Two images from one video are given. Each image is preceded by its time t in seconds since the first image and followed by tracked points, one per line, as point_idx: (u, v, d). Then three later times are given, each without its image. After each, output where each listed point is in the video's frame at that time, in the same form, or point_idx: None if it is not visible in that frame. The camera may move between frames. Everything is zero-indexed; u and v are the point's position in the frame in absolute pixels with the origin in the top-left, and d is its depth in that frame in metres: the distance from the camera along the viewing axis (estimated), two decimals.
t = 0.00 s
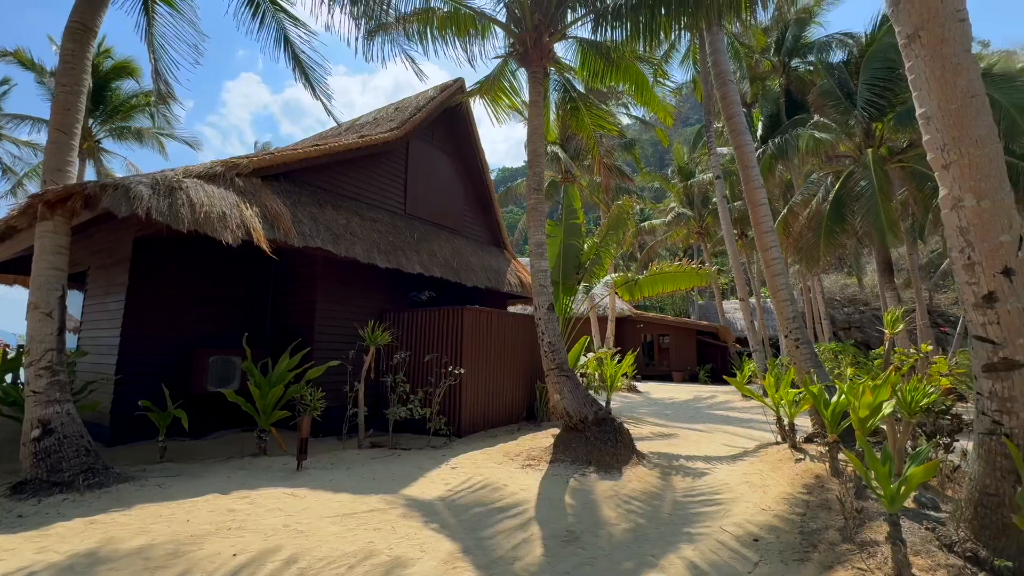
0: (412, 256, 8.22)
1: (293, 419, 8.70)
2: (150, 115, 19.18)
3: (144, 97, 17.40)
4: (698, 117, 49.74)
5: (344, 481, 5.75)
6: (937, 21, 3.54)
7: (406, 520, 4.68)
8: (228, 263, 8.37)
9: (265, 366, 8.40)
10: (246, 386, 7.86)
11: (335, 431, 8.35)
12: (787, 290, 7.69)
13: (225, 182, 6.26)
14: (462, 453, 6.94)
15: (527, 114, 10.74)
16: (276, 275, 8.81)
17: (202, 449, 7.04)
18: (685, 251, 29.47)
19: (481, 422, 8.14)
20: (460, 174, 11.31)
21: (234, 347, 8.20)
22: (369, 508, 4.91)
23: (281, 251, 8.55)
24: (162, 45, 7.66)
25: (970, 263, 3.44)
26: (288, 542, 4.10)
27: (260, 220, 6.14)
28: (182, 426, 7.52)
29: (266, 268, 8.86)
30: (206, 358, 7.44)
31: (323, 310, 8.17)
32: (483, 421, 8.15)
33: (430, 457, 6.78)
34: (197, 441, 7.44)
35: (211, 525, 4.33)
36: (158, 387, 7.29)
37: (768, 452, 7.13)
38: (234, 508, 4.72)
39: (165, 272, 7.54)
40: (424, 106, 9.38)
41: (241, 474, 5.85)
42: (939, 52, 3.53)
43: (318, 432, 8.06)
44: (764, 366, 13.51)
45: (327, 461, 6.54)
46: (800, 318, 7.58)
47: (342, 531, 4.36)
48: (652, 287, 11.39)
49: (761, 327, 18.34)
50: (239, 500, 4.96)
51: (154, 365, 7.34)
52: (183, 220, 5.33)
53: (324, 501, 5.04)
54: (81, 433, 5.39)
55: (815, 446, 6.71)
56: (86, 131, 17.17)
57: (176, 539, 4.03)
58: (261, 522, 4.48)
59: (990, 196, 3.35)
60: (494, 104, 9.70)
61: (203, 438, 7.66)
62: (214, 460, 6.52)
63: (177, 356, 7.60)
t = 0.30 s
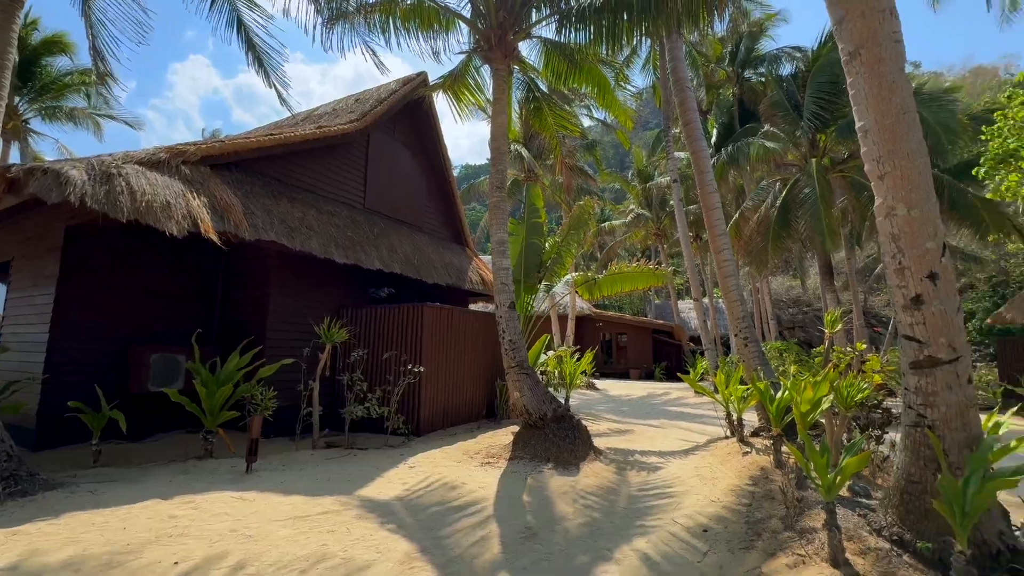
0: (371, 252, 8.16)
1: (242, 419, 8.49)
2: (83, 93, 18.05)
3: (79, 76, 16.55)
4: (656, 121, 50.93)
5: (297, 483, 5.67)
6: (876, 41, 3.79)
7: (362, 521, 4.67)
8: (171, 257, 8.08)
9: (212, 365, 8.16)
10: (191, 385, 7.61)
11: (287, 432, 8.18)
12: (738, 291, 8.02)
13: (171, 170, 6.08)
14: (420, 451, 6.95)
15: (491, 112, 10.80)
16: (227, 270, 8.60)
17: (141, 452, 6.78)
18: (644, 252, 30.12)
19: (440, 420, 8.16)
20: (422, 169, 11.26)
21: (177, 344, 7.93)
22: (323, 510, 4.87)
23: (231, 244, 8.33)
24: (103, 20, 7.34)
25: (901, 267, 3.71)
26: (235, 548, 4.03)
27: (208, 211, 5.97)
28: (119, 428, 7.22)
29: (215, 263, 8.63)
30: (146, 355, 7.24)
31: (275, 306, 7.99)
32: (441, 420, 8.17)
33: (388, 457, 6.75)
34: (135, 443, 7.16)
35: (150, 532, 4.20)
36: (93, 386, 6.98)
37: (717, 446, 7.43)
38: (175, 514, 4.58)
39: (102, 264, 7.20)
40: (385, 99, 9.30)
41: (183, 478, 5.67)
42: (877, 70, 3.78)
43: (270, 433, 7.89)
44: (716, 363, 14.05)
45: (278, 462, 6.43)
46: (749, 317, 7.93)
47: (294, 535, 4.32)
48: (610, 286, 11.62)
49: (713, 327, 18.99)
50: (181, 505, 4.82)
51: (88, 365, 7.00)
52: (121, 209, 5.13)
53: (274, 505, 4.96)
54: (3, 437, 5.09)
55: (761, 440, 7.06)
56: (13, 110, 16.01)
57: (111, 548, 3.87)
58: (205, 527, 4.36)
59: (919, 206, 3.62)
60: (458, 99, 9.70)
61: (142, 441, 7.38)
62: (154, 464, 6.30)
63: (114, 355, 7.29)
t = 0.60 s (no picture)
0: (327, 246, 8.01)
1: (185, 421, 8.20)
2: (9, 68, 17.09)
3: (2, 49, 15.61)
4: (616, 123, 51.90)
5: (245, 486, 5.53)
6: (821, 54, 4.00)
7: (315, 524, 4.63)
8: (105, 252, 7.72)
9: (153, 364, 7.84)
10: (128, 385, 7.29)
11: (234, 434, 7.94)
12: (691, 290, 8.31)
13: (108, 156, 5.83)
14: (377, 450, 6.90)
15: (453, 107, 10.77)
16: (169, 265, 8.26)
17: (72, 459, 6.46)
18: (603, 251, 30.61)
19: (398, 418, 8.12)
20: (382, 164, 11.13)
21: (112, 343, 7.58)
22: (273, 514, 4.79)
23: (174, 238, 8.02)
24: None
25: (839, 269, 3.93)
26: (176, 557, 3.91)
27: (150, 202, 5.71)
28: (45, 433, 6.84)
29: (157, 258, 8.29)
30: (78, 355, 6.92)
31: (222, 301, 7.75)
32: (398, 418, 8.12)
33: (343, 457, 6.67)
34: (65, 449, 6.81)
35: (81, 543, 4.01)
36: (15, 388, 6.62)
37: (671, 440, 7.68)
38: (109, 523, 4.40)
39: (26, 257, 6.82)
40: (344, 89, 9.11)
41: (118, 484, 5.44)
42: (821, 81, 3.99)
43: (216, 434, 7.64)
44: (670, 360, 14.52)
45: (225, 466, 6.24)
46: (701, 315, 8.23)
47: (241, 541, 4.23)
48: (570, 284, 11.79)
49: (668, 325, 19.55)
50: (116, 513, 4.63)
51: (10, 362, 6.65)
52: (49, 196, 4.88)
53: (221, 510, 4.84)
54: None
55: (711, 433, 7.36)
56: None
57: (39, 561, 3.69)
58: (144, 537, 4.21)
59: (857, 211, 3.85)
60: (419, 92, 9.63)
61: (71, 446, 7.03)
62: (85, 471, 6.01)
63: (40, 356, 6.93)
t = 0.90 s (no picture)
0: (284, 243, 7.80)
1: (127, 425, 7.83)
2: None
3: None
4: (580, 126, 52.71)
5: (193, 493, 5.31)
6: (775, 65, 4.18)
7: (268, 531, 4.51)
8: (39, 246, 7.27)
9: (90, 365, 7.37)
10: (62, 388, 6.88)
11: (182, 438, 7.60)
12: (652, 291, 8.52)
13: (40, 142, 5.45)
14: (337, 452, 6.79)
15: (418, 103, 10.71)
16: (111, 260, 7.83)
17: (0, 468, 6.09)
18: (566, 252, 30.93)
19: (359, 418, 8.01)
20: (343, 159, 10.92)
21: (46, 342, 7.14)
22: (223, 522, 4.63)
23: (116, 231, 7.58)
24: None
25: (790, 272, 4.11)
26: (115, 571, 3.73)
27: (88, 190, 5.34)
28: None
29: (97, 252, 7.86)
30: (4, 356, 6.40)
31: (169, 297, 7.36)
32: (359, 419, 7.99)
33: (298, 459, 6.51)
34: None
35: (8, 560, 3.77)
36: None
37: (631, 437, 7.86)
38: (38, 538, 4.15)
39: None
40: (304, 81, 8.87)
41: (50, 493, 5.12)
42: (775, 91, 4.17)
43: (160, 440, 7.30)
44: (629, 359, 14.86)
45: (170, 473, 5.94)
46: (660, 316, 8.45)
47: (188, 551, 4.08)
48: (534, 284, 11.88)
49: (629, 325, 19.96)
50: (47, 526, 4.37)
51: None
52: None
53: (165, 519, 4.63)
54: None
55: (670, 430, 7.58)
56: None
57: None
58: (81, 550, 4.00)
59: (806, 216, 4.05)
60: (383, 87, 9.55)
61: None
62: (13, 481, 5.65)
63: None
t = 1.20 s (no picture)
0: (240, 238, 7.52)
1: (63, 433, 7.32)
2: None
3: None
4: (548, 131, 53.18)
5: (136, 502, 4.91)
6: (742, 70, 4.27)
7: (218, 541, 4.22)
8: None
9: (20, 365, 6.81)
10: None
11: (124, 446, 7.13)
12: (617, 292, 8.62)
13: None
14: (295, 456, 6.53)
15: (384, 100, 10.57)
16: (47, 253, 7.30)
17: None
18: (531, 255, 31.12)
19: (319, 422, 7.77)
20: (305, 154, 10.64)
21: None
22: (168, 533, 4.28)
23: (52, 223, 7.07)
24: None
25: (753, 272, 4.19)
26: None
27: (22, 176, 4.86)
28: None
29: (31, 244, 7.30)
30: None
31: (114, 294, 6.95)
32: (320, 422, 7.77)
33: (254, 464, 6.24)
34: None
35: None
36: None
37: (596, 438, 7.91)
38: None
39: None
40: (265, 72, 8.60)
41: None
42: (741, 95, 4.26)
43: (100, 447, 6.82)
44: (593, 360, 15.04)
45: (109, 481, 5.51)
46: (624, 317, 8.57)
47: (128, 565, 3.75)
48: (501, 284, 11.82)
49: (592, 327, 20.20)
50: None
51: None
52: None
53: (102, 531, 4.20)
54: None
55: (634, 430, 7.70)
56: None
57: None
58: (2, 566, 3.55)
59: (769, 218, 4.14)
60: (348, 81, 9.37)
61: None
62: None
63: None
